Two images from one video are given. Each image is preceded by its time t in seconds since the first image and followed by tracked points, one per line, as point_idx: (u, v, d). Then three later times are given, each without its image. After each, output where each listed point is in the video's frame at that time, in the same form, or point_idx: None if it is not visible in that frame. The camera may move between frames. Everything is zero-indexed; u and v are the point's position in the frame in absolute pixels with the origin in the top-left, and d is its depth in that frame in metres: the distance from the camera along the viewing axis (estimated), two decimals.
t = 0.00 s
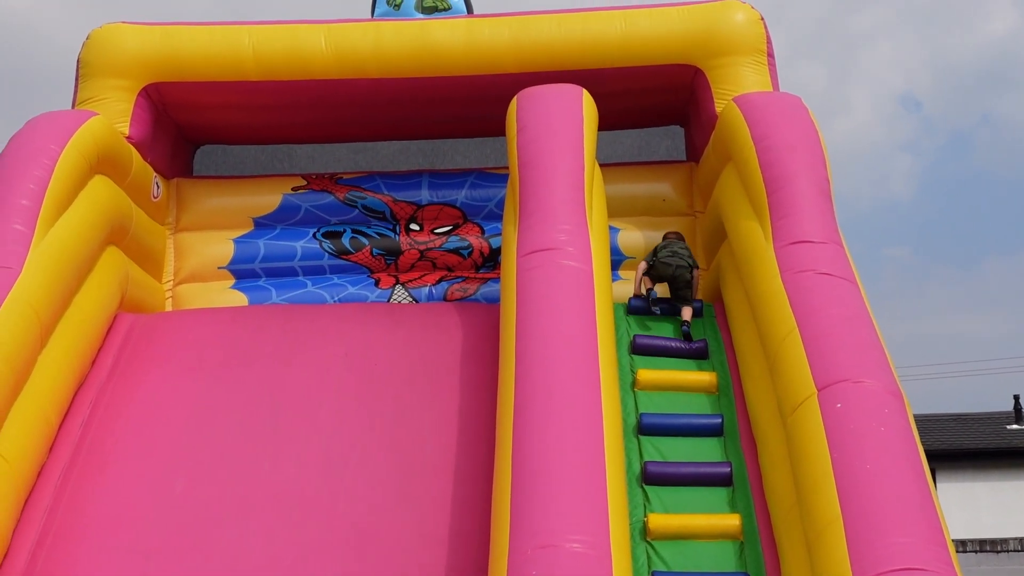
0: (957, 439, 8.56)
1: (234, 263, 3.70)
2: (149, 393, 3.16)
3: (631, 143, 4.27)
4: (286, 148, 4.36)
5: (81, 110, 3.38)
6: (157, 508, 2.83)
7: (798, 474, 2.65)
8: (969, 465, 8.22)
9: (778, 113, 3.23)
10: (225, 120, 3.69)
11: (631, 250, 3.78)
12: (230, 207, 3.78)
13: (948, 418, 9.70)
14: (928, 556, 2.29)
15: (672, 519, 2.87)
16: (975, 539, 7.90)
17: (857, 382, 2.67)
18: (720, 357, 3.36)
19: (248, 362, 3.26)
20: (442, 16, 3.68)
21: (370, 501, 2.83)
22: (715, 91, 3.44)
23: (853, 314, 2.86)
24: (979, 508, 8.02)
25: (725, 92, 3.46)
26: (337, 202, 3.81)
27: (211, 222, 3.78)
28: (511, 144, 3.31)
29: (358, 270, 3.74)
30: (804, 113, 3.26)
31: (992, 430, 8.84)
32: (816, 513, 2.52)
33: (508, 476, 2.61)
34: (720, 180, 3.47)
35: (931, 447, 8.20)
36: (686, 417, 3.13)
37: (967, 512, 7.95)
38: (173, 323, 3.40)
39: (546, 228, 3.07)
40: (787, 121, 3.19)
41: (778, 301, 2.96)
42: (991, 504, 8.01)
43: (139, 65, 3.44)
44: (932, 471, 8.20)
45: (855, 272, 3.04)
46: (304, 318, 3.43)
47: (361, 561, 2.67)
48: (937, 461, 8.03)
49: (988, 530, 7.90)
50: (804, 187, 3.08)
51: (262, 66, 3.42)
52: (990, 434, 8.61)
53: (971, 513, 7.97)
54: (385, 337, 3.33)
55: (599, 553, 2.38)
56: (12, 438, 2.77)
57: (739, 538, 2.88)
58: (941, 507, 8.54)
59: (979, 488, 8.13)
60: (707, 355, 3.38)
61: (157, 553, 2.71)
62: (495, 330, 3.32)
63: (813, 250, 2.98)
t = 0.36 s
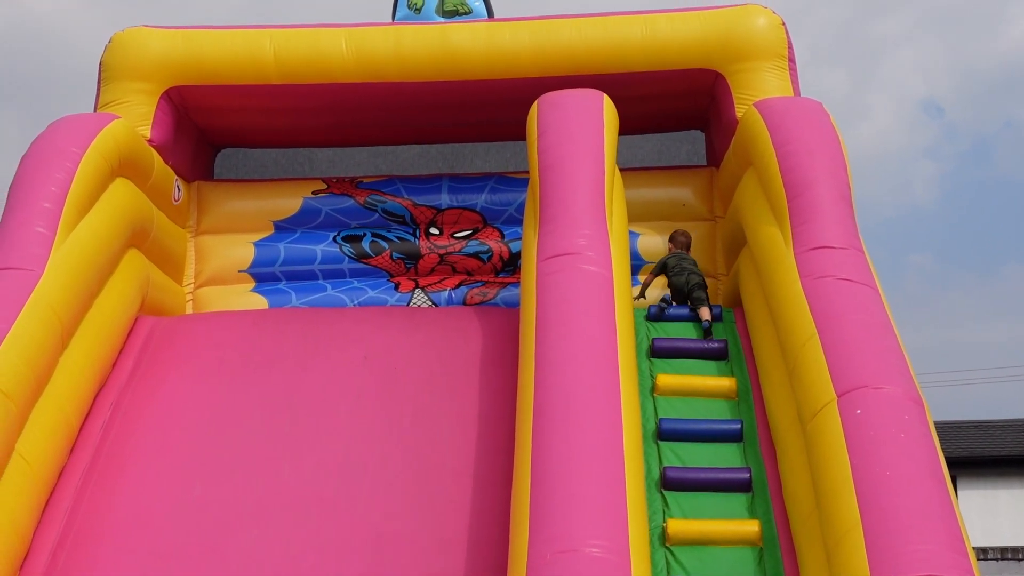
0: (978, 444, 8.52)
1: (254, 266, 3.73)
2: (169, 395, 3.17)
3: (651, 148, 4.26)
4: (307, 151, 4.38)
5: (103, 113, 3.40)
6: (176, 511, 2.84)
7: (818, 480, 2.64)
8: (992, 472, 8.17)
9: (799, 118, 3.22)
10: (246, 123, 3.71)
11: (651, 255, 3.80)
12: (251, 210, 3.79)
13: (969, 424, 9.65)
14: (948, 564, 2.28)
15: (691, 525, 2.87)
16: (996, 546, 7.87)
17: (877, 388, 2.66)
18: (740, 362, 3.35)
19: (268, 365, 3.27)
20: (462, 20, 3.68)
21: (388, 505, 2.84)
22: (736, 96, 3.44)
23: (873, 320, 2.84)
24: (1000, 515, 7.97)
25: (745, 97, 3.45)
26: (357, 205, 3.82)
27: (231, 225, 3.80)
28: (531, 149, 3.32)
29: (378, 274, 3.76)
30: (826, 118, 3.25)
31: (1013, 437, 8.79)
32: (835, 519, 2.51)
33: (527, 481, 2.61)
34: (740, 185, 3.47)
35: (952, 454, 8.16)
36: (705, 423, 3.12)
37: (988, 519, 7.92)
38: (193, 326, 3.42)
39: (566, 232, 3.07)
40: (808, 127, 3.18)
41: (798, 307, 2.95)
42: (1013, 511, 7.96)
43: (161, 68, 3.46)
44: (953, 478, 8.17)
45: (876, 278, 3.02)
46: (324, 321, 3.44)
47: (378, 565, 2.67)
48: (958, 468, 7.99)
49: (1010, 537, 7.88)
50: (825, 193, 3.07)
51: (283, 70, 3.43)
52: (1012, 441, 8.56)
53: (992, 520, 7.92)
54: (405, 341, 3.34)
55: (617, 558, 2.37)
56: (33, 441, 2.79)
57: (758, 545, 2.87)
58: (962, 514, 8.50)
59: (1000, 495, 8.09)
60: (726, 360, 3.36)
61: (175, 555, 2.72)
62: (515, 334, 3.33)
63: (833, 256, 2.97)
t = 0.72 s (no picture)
0: (1002, 453, 8.46)
1: (275, 272, 3.74)
2: (190, 402, 3.18)
3: (672, 154, 4.26)
4: (328, 158, 4.39)
5: (125, 120, 3.42)
6: (196, 517, 2.84)
7: (840, 487, 2.62)
8: (1015, 480, 8.13)
9: (821, 124, 3.21)
10: (267, 130, 3.73)
11: (672, 262, 3.79)
12: (272, 217, 3.82)
13: (993, 432, 9.59)
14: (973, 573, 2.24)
15: (712, 533, 2.85)
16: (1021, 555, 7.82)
17: (900, 396, 2.63)
18: (762, 370, 3.33)
19: (288, 371, 3.27)
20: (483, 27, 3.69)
21: (408, 511, 2.83)
22: (757, 102, 3.43)
23: (896, 326, 2.82)
24: None
25: (767, 103, 3.44)
26: (377, 212, 3.83)
27: (252, 232, 3.82)
28: (552, 155, 3.32)
29: (399, 280, 3.77)
30: (848, 124, 3.23)
31: None
32: (858, 527, 2.48)
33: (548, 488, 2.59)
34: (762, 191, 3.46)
35: (976, 462, 8.12)
36: (727, 430, 3.11)
37: (1012, 528, 7.86)
38: (216, 335, 3.43)
39: (587, 239, 3.06)
40: (830, 133, 3.17)
41: (820, 313, 2.93)
42: None
43: (181, 75, 3.47)
44: (976, 486, 8.12)
45: (899, 285, 3.00)
46: (344, 328, 3.44)
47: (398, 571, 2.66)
48: (982, 476, 7.94)
49: None
50: (847, 199, 3.05)
51: (303, 76, 3.44)
52: None
53: (1016, 528, 7.87)
54: (425, 347, 3.34)
55: (638, 566, 2.35)
56: (55, 446, 2.80)
57: (780, 553, 2.85)
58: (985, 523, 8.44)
59: None
60: (748, 367, 3.35)
61: (194, 560, 2.72)
62: (536, 341, 3.32)
63: (856, 262, 2.95)
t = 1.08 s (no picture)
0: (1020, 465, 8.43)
1: (293, 279, 3.77)
2: (208, 408, 3.19)
3: (691, 162, 4.26)
4: (347, 165, 4.41)
5: (145, 127, 3.44)
6: (212, 523, 2.84)
7: (859, 498, 2.60)
8: None
9: (840, 133, 3.20)
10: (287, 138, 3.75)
11: (690, 271, 3.80)
12: (290, 224, 3.84)
13: (1011, 443, 9.55)
14: None
15: (730, 542, 2.84)
16: None
17: (920, 406, 2.62)
18: (780, 379, 3.32)
19: (307, 378, 3.28)
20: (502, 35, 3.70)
21: (425, 519, 2.82)
22: (776, 111, 3.42)
23: (915, 336, 2.80)
24: None
25: (786, 112, 3.43)
26: (396, 220, 3.85)
27: (271, 239, 3.84)
28: (571, 163, 3.32)
29: (417, 288, 3.79)
30: (867, 133, 3.22)
31: None
32: (876, 538, 2.46)
33: (565, 496, 2.58)
34: (781, 200, 3.46)
35: (994, 474, 8.08)
36: (745, 439, 3.10)
37: None
38: (229, 341, 3.43)
39: (605, 247, 3.06)
40: (850, 142, 3.16)
41: (839, 323, 2.92)
42: None
43: (201, 83, 3.50)
44: (995, 498, 8.08)
45: (919, 295, 2.98)
46: (361, 336, 3.45)
47: None
48: (1001, 488, 7.90)
49: None
50: (867, 209, 3.04)
51: (322, 85, 3.46)
52: None
53: None
54: (443, 356, 3.34)
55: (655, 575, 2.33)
56: (74, 453, 2.81)
57: (798, 563, 2.83)
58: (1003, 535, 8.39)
59: None
60: (766, 377, 3.34)
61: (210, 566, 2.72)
62: (554, 349, 3.32)
63: (875, 272, 2.94)
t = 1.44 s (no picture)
0: None
1: (311, 286, 3.81)
2: (226, 415, 3.20)
3: (709, 172, 4.27)
4: (366, 173, 4.44)
5: (166, 133, 3.46)
6: (229, 529, 2.84)
7: (878, 510, 2.57)
8: None
9: (859, 143, 3.20)
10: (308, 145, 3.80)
11: (709, 280, 3.81)
12: (308, 231, 3.90)
13: None
14: None
15: (748, 552, 2.83)
16: None
17: (939, 418, 2.59)
18: (799, 390, 3.31)
19: (324, 385, 3.29)
20: (522, 44, 3.72)
21: (442, 526, 2.81)
22: (796, 121, 3.42)
23: (935, 347, 2.77)
24: None
25: (806, 122, 3.42)
26: (415, 227, 3.89)
27: (289, 246, 3.90)
28: (589, 172, 3.33)
29: (435, 296, 3.82)
30: (887, 143, 3.21)
31: None
32: (895, 550, 2.44)
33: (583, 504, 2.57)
34: (800, 210, 3.45)
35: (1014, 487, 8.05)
36: (764, 450, 3.09)
37: None
38: (248, 345, 3.46)
39: (623, 256, 3.06)
40: (869, 152, 3.15)
41: (858, 334, 2.90)
42: None
43: (222, 90, 3.53)
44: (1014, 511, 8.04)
45: (939, 306, 2.95)
46: (379, 343, 3.46)
47: None
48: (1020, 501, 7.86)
49: None
50: (887, 218, 3.02)
51: (342, 92, 3.49)
52: None
53: None
54: (461, 364, 3.35)
55: None
56: (93, 458, 2.81)
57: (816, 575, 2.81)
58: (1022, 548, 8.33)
59: None
60: (785, 387, 3.33)
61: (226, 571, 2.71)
62: (571, 358, 3.32)
63: (894, 282, 2.92)
